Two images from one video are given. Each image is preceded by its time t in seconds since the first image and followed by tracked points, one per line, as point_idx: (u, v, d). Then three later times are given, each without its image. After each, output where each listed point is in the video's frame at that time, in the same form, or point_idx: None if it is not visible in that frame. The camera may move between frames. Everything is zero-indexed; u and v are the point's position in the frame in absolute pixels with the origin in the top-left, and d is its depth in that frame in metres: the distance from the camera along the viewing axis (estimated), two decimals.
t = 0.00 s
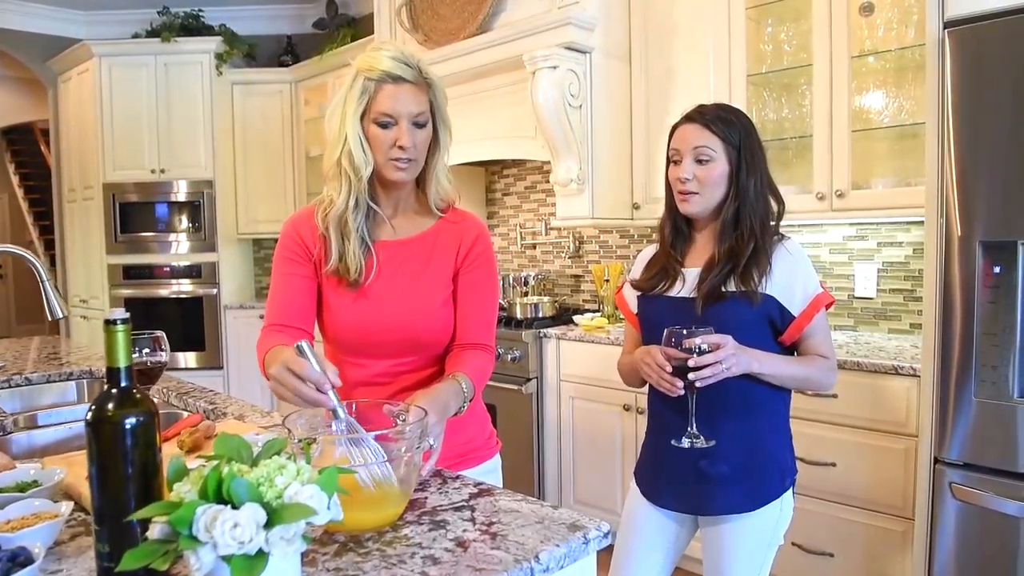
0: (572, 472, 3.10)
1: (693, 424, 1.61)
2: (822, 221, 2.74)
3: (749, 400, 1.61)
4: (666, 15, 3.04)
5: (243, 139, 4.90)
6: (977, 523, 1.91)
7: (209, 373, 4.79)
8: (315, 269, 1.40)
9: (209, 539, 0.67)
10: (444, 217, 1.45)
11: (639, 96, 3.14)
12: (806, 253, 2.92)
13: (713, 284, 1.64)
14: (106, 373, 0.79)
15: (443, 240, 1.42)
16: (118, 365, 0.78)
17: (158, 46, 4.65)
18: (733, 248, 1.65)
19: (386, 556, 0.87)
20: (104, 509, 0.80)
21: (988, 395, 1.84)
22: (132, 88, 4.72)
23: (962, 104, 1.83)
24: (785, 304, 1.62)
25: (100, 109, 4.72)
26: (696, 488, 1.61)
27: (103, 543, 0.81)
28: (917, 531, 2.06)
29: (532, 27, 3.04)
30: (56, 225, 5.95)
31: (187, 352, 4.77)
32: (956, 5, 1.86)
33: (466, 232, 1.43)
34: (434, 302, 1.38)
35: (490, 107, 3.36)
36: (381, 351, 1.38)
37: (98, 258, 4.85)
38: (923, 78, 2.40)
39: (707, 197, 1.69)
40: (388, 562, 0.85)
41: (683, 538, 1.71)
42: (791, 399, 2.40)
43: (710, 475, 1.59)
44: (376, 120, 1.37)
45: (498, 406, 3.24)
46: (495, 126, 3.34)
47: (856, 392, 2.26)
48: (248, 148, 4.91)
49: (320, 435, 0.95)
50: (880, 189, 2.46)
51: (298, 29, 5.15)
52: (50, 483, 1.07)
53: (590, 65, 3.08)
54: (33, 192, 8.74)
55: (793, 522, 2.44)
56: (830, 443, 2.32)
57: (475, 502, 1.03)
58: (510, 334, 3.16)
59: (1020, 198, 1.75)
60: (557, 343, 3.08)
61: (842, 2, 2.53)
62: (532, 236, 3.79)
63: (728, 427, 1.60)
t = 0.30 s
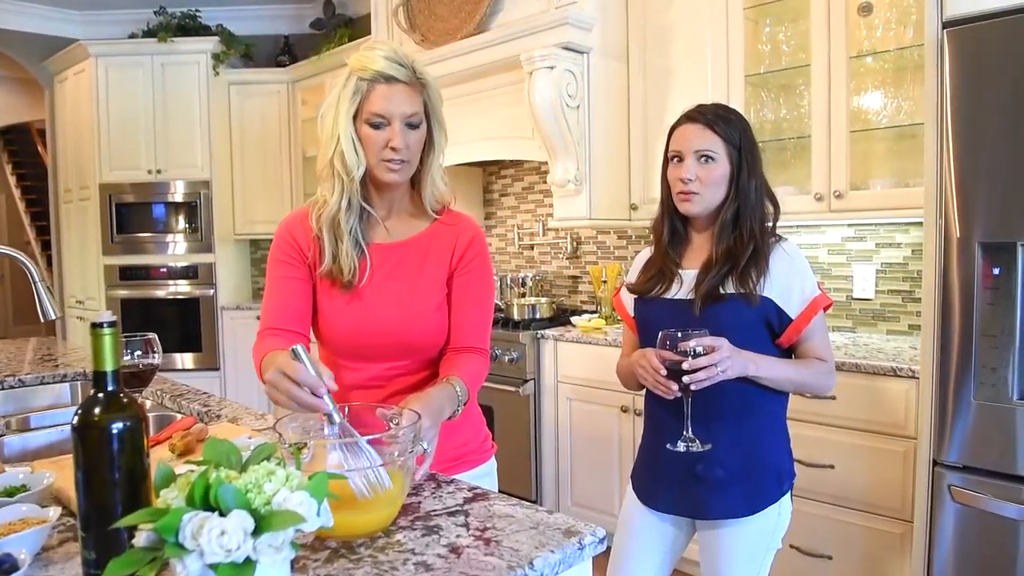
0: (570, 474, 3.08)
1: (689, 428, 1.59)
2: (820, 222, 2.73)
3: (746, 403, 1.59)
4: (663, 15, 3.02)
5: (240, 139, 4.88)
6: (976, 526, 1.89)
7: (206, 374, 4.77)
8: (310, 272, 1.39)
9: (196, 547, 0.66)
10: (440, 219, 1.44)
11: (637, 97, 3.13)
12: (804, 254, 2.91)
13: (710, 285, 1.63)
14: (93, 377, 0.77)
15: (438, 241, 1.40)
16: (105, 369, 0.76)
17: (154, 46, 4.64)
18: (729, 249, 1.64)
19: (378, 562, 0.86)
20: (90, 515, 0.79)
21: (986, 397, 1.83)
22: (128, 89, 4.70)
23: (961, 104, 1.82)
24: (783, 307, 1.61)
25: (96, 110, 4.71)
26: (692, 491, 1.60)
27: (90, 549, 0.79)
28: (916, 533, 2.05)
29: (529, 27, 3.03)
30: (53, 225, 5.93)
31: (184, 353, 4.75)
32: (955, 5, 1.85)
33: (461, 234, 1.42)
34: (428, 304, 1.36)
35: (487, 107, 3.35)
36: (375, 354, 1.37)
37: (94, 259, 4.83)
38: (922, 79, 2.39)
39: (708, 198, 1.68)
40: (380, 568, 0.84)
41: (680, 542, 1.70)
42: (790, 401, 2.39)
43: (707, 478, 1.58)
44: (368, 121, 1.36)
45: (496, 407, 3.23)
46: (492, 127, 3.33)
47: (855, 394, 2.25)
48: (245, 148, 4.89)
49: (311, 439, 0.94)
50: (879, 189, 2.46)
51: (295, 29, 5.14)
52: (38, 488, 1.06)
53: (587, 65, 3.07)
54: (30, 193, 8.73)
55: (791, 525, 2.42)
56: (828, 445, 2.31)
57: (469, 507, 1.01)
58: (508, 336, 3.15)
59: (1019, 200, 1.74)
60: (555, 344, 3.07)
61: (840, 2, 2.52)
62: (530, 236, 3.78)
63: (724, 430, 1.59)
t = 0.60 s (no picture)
0: (568, 477, 3.07)
1: (686, 430, 1.60)
2: (819, 223, 2.72)
3: (744, 406, 1.58)
4: (661, 15, 3.01)
5: (237, 139, 4.87)
6: (975, 529, 1.88)
7: (204, 375, 4.76)
8: (303, 275, 1.38)
9: (183, 555, 0.65)
10: (435, 222, 1.43)
11: (635, 97, 3.12)
12: (803, 255, 2.90)
13: (709, 287, 1.62)
14: (81, 382, 0.76)
15: (433, 244, 1.39)
16: (92, 374, 0.75)
17: (151, 46, 4.62)
18: (726, 250, 1.64)
19: (371, 569, 0.84)
20: (78, 522, 0.77)
21: (986, 399, 1.82)
22: (125, 88, 4.69)
23: (960, 104, 1.81)
24: (781, 310, 1.60)
25: (93, 110, 4.69)
26: (690, 495, 1.59)
27: (77, 556, 0.78)
28: (915, 536, 2.04)
29: (527, 27, 3.02)
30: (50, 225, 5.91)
31: (181, 354, 4.74)
32: (955, 5, 1.84)
33: (456, 236, 1.41)
34: (423, 307, 1.35)
35: (485, 108, 3.34)
36: (370, 358, 1.36)
37: (91, 259, 4.81)
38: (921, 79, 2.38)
39: (709, 199, 1.67)
40: None
41: (677, 547, 1.69)
42: (788, 403, 2.38)
43: (704, 482, 1.57)
44: (362, 119, 1.35)
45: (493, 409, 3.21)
46: (490, 127, 3.32)
47: (853, 396, 2.24)
48: (242, 148, 4.88)
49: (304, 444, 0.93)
50: (877, 190, 2.45)
51: (293, 29, 5.13)
52: (28, 493, 1.04)
53: (585, 65, 3.06)
54: (27, 193, 8.72)
55: (790, 528, 2.41)
56: (827, 447, 2.30)
57: (463, 512, 1.00)
58: (505, 337, 3.14)
59: (1019, 201, 1.73)
60: (552, 345, 3.06)
61: (838, 2, 2.51)
62: (528, 237, 3.77)
63: (722, 432, 1.58)
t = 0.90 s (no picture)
0: (566, 478, 3.06)
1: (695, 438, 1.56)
2: (818, 225, 2.71)
3: (744, 410, 1.57)
4: (660, 16, 3.00)
5: (235, 140, 4.86)
6: (976, 532, 1.87)
7: (202, 376, 4.74)
8: (299, 276, 1.37)
9: (173, 564, 0.64)
10: (433, 223, 1.42)
11: (634, 98, 3.11)
12: (802, 256, 2.89)
13: (709, 289, 1.61)
14: (70, 388, 0.75)
15: (430, 246, 1.38)
16: (81, 380, 0.74)
17: (149, 46, 4.61)
18: (725, 253, 1.63)
19: None
20: (68, 530, 0.76)
21: (986, 402, 1.81)
22: (123, 89, 4.68)
23: (961, 106, 1.80)
24: (781, 312, 1.59)
25: (91, 110, 4.68)
26: (689, 499, 1.58)
27: (67, 563, 0.77)
28: (915, 538, 2.03)
29: (526, 27, 3.00)
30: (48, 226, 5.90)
31: (179, 355, 4.73)
32: (955, 6, 1.83)
33: (454, 238, 1.40)
34: (420, 309, 1.34)
35: (484, 108, 3.33)
36: (366, 360, 1.34)
37: (89, 260, 4.80)
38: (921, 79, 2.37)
39: (710, 201, 1.65)
40: None
41: (676, 551, 1.68)
42: (787, 405, 2.37)
43: (704, 486, 1.56)
44: (359, 121, 1.34)
45: (492, 410, 3.21)
46: (488, 128, 3.31)
47: (853, 398, 2.23)
48: (241, 149, 4.86)
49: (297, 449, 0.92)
50: (877, 192, 2.44)
51: (291, 29, 5.11)
52: (19, 497, 1.03)
53: (584, 66, 3.05)
54: (26, 194, 8.71)
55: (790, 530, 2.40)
56: (827, 449, 2.29)
57: (459, 518, 0.99)
58: (504, 338, 3.13)
59: (1019, 202, 1.72)
60: (551, 347, 3.05)
61: (838, 3, 2.50)
62: (527, 238, 3.76)
63: (723, 437, 1.57)
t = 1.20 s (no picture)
0: (565, 480, 3.05)
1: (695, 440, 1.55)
2: (818, 225, 2.70)
3: (743, 412, 1.56)
4: (659, 15, 2.99)
5: (234, 140, 4.84)
6: (976, 535, 1.86)
7: (201, 377, 4.73)
8: (294, 277, 1.36)
9: (162, 572, 0.63)
10: (430, 223, 1.41)
11: (633, 98, 3.10)
12: (802, 256, 2.88)
13: (708, 290, 1.60)
14: (60, 392, 0.74)
15: (427, 246, 1.37)
16: (71, 384, 0.74)
17: (148, 46, 4.60)
18: (723, 253, 1.62)
19: None
20: (57, 535, 0.76)
21: (987, 404, 1.80)
22: (121, 89, 4.67)
23: (961, 106, 1.79)
24: (780, 313, 1.58)
25: (90, 110, 4.67)
26: (688, 502, 1.57)
27: (57, 569, 0.77)
28: (916, 540, 2.02)
29: (525, 27, 2.99)
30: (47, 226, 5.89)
31: (178, 355, 4.72)
32: (955, 5, 1.82)
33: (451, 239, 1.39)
34: (416, 310, 1.33)
35: (483, 108, 3.32)
36: (361, 361, 1.33)
37: (87, 261, 4.79)
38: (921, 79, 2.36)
39: (710, 201, 1.64)
40: None
41: (675, 553, 1.67)
42: (787, 406, 2.36)
43: (703, 489, 1.55)
44: (356, 120, 1.33)
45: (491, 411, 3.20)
46: (486, 128, 3.30)
47: (853, 400, 2.22)
48: (239, 149, 4.85)
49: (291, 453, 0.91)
50: (877, 192, 2.43)
51: (290, 29, 5.10)
52: (11, 502, 1.02)
53: (583, 66, 3.04)
54: (26, 193, 8.71)
55: (790, 532, 2.39)
56: (827, 451, 2.28)
57: (455, 522, 0.98)
58: (503, 339, 3.12)
59: (1019, 202, 1.71)
60: (550, 348, 3.04)
61: (838, 3, 2.49)
62: (526, 238, 3.75)
63: (723, 439, 1.56)
